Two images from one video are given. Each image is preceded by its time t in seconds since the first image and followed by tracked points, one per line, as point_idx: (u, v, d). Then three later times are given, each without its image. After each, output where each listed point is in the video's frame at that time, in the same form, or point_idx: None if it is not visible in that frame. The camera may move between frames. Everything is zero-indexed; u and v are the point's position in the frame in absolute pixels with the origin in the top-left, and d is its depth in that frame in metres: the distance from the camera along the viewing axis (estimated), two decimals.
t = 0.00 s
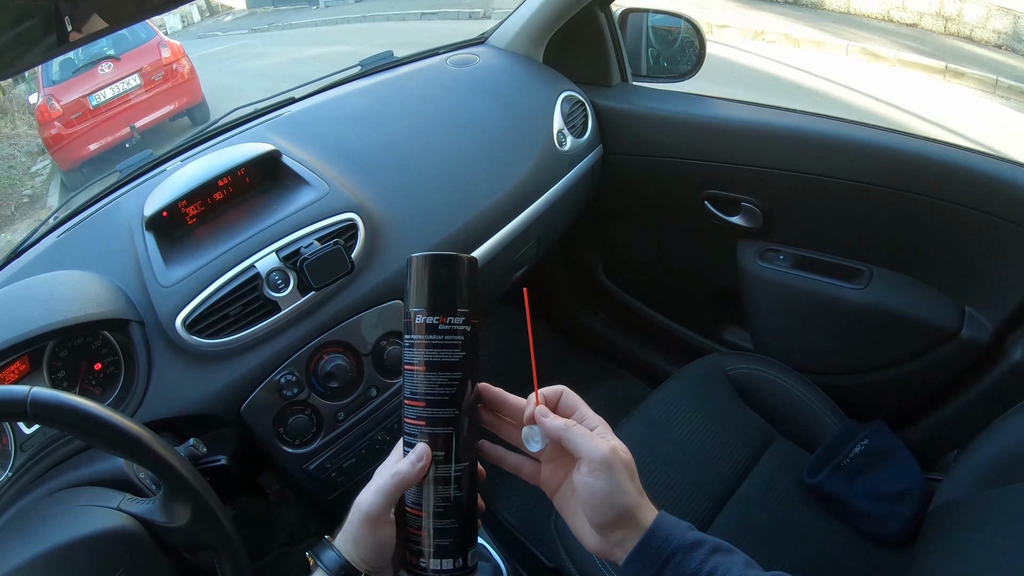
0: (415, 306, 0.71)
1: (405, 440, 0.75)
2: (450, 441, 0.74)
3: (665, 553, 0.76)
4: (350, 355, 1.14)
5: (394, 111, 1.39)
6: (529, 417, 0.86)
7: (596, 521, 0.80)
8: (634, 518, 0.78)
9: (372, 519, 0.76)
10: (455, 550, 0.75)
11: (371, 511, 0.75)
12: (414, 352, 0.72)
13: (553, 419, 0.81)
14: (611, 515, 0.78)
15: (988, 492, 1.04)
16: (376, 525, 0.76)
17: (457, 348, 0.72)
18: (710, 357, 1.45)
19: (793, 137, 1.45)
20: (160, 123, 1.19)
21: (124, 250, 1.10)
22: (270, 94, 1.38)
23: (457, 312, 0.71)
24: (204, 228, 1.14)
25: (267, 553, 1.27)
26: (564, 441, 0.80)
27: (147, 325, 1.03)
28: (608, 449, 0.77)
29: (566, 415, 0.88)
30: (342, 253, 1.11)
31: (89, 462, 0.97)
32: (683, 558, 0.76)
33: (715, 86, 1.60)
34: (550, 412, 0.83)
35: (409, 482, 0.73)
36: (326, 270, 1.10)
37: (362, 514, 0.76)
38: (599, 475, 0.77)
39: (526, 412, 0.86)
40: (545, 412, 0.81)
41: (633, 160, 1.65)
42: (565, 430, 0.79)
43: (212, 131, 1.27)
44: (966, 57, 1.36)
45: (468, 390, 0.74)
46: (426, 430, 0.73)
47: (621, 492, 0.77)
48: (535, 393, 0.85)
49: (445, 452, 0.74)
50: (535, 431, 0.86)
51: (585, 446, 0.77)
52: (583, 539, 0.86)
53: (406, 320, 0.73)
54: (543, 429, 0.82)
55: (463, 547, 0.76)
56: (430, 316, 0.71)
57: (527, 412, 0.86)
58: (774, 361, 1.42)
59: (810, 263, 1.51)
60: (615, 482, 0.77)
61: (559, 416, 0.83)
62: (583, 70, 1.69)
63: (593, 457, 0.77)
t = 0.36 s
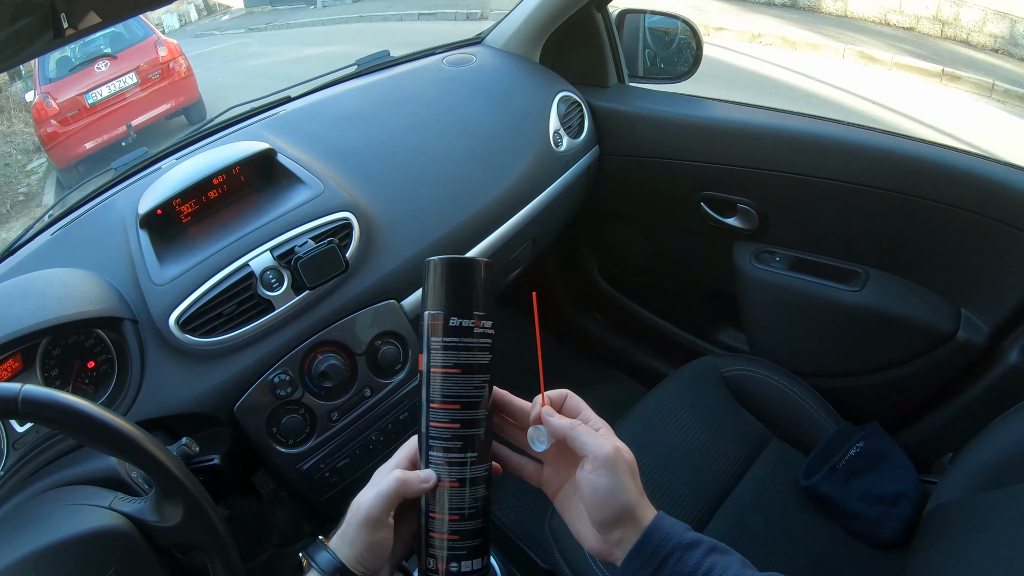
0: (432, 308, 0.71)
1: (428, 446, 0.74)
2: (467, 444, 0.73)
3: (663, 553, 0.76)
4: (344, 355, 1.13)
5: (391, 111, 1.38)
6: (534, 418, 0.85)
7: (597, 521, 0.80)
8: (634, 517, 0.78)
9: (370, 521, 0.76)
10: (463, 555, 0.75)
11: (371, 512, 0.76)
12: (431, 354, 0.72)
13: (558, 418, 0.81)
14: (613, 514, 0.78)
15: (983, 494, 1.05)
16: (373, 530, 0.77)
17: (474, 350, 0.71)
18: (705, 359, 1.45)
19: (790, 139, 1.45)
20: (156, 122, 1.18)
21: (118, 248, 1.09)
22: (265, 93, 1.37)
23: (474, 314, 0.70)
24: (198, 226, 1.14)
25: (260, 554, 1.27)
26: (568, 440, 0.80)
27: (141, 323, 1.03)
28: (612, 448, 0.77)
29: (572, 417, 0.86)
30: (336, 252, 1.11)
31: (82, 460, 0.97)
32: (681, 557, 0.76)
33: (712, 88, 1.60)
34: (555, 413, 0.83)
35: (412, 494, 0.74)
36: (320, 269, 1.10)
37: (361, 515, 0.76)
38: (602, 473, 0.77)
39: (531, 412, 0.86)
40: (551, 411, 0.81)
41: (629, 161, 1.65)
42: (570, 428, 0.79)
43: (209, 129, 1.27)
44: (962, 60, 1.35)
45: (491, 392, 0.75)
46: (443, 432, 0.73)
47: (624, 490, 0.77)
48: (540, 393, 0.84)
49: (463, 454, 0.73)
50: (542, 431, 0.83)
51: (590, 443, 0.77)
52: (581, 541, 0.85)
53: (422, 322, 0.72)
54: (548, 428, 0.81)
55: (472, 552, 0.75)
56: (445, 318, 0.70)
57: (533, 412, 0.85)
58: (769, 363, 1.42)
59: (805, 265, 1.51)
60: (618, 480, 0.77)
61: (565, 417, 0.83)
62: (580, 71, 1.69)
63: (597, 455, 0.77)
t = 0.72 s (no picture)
0: (448, 302, 0.70)
1: (449, 449, 0.72)
2: (483, 444, 0.72)
3: (666, 551, 0.77)
4: (347, 352, 1.13)
5: (394, 108, 1.38)
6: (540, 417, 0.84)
7: (602, 518, 0.80)
8: (640, 513, 0.79)
9: (384, 532, 0.75)
10: (483, 558, 0.74)
11: (387, 526, 0.75)
12: (444, 350, 0.70)
13: (566, 415, 0.80)
14: (619, 511, 0.78)
15: (982, 497, 1.05)
16: (386, 539, 0.76)
17: (490, 346, 0.70)
18: (704, 360, 1.45)
19: (793, 142, 1.45)
20: (156, 117, 1.17)
21: (120, 243, 1.09)
22: (267, 90, 1.37)
23: (490, 310, 0.70)
24: (199, 222, 1.14)
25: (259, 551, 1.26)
26: (576, 436, 0.79)
27: (142, 319, 1.02)
28: (620, 444, 0.78)
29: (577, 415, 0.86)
30: (339, 250, 1.11)
31: (82, 456, 0.97)
32: (684, 554, 0.76)
33: (715, 90, 1.60)
34: (562, 410, 0.82)
35: (432, 507, 0.71)
36: (324, 266, 1.10)
37: (377, 527, 0.75)
38: (611, 469, 0.77)
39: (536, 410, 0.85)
40: (558, 408, 0.81)
41: (631, 162, 1.65)
42: (578, 425, 0.79)
43: (209, 126, 1.27)
44: (963, 66, 1.33)
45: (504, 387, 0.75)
46: (456, 431, 0.71)
47: (631, 486, 0.77)
48: (547, 390, 0.84)
49: (476, 453, 0.72)
50: (549, 429, 0.82)
51: (598, 439, 0.77)
52: (584, 539, 0.85)
53: (437, 317, 0.71)
54: (555, 425, 0.81)
55: (491, 552, 0.75)
56: (462, 313, 0.69)
57: (539, 411, 0.84)
58: (768, 365, 1.42)
59: (805, 268, 1.51)
60: (625, 476, 0.77)
61: (571, 414, 0.82)
62: (582, 71, 1.69)
63: (605, 451, 0.77)
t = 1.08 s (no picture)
0: (442, 306, 0.70)
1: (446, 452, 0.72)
2: (479, 446, 0.72)
3: (657, 552, 0.77)
4: (341, 352, 1.13)
5: (392, 109, 1.39)
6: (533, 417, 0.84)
7: (593, 518, 0.80)
8: (631, 514, 0.79)
9: (383, 535, 0.75)
10: (483, 558, 0.74)
11: (386, 529, 0.75)
12: (439, 354, 0.70)
13: (559, 416, 0.80)
14: (612, 512, 0.78)
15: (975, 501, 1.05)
16: (383, 541, 0.76)
17: (485, 351, 0.70)
18: (699, 363, 1.45)
19: (790, 146, 1.45)
20: (155, 116, 1.18)
21: (115, 242, 1.09)
22: (265, 89, 1.37)
23: (485, 314, 0.70)
24: (196, 222, 1.14)
25: (253, 551, 1.26)
26: (569, 437, 0.79)
27: (137, 318, 1.03)
28: (612, 445, 0.78)
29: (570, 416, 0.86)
30: (334, 251, 1.11)
31: (77, 454, 0.97)
32: (676, 556, 0.76)
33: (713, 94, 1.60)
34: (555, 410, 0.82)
35: (431, 510, 0.71)
36: (319, 266, 1.10)
37: (376, 530, 0.75)
38: (603, 469, 0.77)
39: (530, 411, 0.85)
40: (552, 409, 0.81)
41: (628, 164, 1.66)
42: (571, 426, 0.79)
43: (206, 125, 1.26)
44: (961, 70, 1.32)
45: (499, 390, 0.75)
46: (453, 434, 0.71)
47: (623, 487, 0.78)
48: (540, 391, 0.83)
49: (473, 456, 0.72)
50: (543, 430, 0.82)
51: (591, 440, 0.77)
52: (576, 540, 0.85)
53: (432, 321, 0.71)
54: (549, 425, 0.81)
55: (489, 552, 0.75)
56: (456, 317, 0.69)
57: (533, 411, 0.84)
58: (764, 368, 1.42)
59: (801, 271, 1.52)
60: (617, 477, 0.77)
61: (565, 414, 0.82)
62: (580, 73, 1.70)
63: (598, 452, 0.77)
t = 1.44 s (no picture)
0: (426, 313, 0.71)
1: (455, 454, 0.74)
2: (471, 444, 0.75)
3: (658, 553, 0.77)
4: (344, 353, 1.14)
5: (395, 111, 1.39)
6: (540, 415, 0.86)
7: (590, 519, 0.81)
8: (628, 518, 0.79)
9: (398, 539, 0.74)
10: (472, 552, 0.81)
11: (401, 532, 0.74)
12: (423, 358, 0.72)
13: (565, 414, 0.81)
14: (608, 513, 0.79)
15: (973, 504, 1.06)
16: (396, 545, 0.75)
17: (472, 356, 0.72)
18: (699, 366, 1.46)
19: (791, 150, 1.46)
20: (157, 116, 1.18)
21: (119, 242, 1.10)
22: (268, 90, 1.38)
23: (469, 320, 0.71)
24: (199, 222, 1.14)
25: (254, 550, 1.27)
26: (572, 436, 0.81)
27: (141, 317, 1.03)
28: (614, 447, 0.78)
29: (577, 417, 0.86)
30: (338, 252, 1.12)
31: (80, 453, 0.98)
32: (675, 558, 0.77)
33: (714, 98, 1.61)
34: (561, 410, 0.84)
35: (445, 515, 0.72)
36: (323, 267, 1.11)
37: (391, 534, 0.74)
38: (604, 470, 0.78)
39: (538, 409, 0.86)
40: (558, 407, 0.82)
41: (630, 167, 1.66)
42: (576, 425, 0.80)
43: (209, 126, 1.27)
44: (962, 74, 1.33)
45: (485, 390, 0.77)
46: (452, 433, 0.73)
47: (621, 490, 0.78)
48: (549, 390, 0.85)
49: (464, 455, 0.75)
50: (547, 427, 0.84)
51: (594, 440, 0.78)
52: (571, 540, 0.85)
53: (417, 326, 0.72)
54: (554, 423, 0.82)
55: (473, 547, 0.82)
56: (440, 323, 0.70)
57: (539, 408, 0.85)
58: (763, 371, 1.43)
59: (800, 275, 1.52)
60: (616, 479, 0.78)
61: (570, 414, 0.84)
62: (582, 77, 1.70)
63: (599, 453, 0.78)
